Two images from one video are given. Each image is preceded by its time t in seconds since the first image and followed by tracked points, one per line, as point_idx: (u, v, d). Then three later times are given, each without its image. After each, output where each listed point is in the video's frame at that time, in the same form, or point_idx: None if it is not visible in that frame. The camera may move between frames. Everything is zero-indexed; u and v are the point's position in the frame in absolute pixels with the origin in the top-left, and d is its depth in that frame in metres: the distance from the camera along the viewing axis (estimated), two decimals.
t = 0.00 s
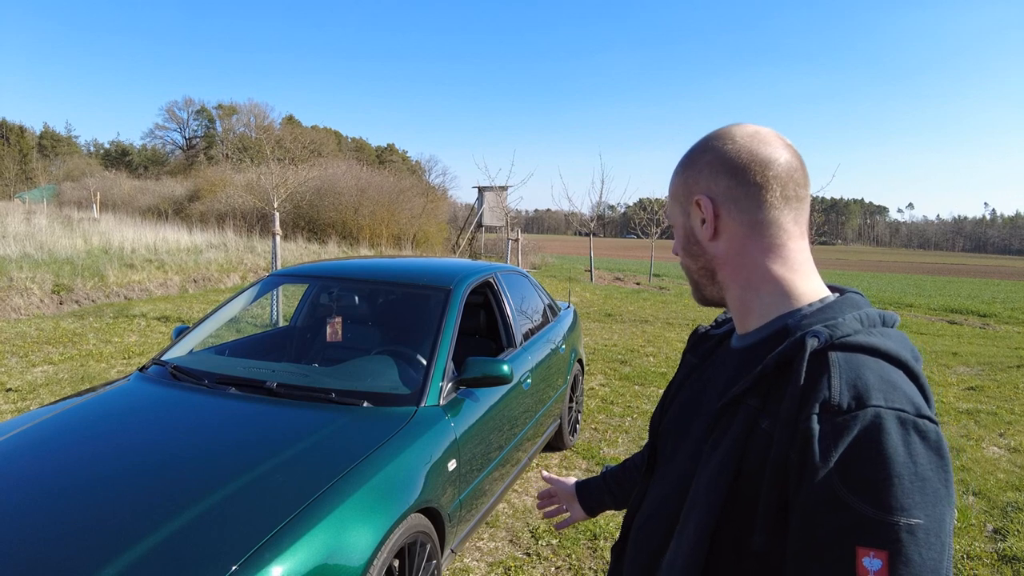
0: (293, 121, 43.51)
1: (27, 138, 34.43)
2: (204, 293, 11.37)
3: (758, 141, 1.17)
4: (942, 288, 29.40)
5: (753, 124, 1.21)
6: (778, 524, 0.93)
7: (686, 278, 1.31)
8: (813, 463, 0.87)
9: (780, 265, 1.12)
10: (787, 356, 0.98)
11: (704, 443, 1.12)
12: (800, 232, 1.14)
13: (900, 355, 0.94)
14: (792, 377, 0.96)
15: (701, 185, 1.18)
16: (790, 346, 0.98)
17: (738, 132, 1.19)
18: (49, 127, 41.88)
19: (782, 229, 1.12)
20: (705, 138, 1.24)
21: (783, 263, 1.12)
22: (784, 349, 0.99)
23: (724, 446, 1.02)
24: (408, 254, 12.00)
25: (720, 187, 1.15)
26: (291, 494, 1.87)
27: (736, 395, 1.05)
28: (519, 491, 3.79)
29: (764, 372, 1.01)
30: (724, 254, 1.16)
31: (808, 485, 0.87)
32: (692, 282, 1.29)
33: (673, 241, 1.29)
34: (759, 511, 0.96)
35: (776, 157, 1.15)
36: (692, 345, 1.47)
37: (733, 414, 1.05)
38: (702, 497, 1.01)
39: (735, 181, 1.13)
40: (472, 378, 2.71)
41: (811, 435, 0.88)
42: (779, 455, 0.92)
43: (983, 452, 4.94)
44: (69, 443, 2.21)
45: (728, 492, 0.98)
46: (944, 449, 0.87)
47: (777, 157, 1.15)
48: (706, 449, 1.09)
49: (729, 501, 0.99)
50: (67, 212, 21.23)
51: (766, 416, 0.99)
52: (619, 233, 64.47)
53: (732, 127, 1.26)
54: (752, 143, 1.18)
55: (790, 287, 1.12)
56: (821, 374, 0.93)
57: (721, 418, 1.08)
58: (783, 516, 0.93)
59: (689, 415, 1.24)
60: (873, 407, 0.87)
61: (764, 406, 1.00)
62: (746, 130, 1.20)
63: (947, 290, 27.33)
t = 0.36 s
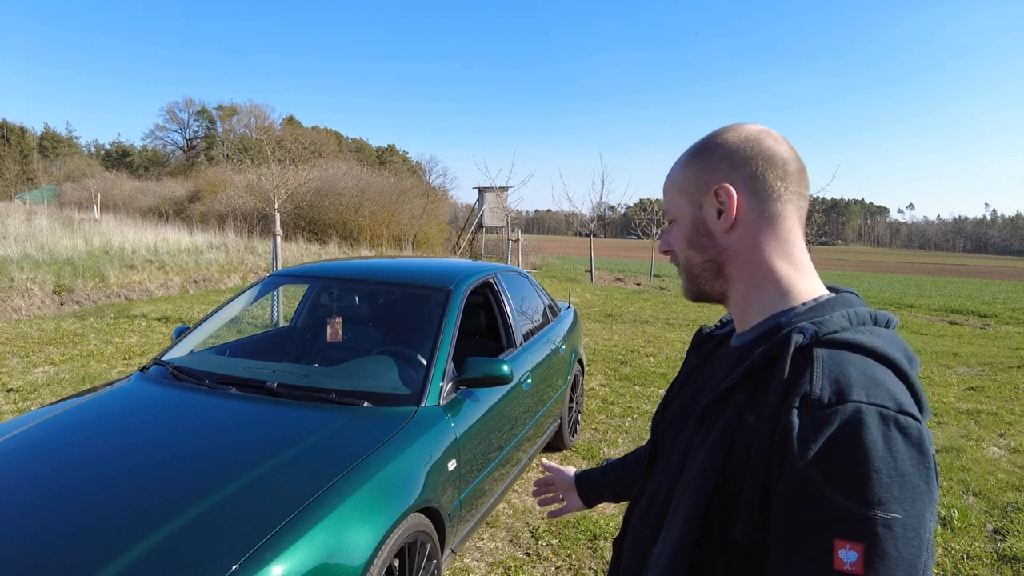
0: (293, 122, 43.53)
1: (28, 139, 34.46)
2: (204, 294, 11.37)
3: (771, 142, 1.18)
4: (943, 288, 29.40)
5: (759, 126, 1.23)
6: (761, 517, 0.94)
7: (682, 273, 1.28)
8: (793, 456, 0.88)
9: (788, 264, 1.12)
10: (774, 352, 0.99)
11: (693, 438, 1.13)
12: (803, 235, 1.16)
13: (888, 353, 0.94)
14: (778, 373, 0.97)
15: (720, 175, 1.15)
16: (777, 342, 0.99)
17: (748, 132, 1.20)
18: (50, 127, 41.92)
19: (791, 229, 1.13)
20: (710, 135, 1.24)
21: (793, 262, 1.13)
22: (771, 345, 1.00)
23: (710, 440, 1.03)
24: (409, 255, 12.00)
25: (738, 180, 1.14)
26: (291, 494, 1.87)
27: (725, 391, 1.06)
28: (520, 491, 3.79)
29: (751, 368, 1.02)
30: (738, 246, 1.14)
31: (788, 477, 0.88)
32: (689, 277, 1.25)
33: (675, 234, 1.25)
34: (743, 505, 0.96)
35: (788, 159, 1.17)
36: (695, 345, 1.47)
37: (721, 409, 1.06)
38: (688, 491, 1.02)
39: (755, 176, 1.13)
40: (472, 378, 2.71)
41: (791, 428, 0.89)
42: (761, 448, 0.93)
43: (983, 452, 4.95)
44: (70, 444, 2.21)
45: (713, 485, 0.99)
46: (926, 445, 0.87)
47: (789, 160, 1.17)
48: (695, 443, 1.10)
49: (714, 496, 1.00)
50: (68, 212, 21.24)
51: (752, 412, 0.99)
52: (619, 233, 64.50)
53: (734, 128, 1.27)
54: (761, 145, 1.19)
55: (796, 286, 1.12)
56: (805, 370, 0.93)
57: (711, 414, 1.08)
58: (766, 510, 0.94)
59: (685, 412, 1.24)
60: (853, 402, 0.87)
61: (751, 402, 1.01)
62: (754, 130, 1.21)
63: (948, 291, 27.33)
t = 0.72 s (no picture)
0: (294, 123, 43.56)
1: (29, 139, 34.55)
2: (205, 295, 11.38)
3: (770, 142, 1.19)
4: (943, 288, 29.37)
5: (755, 126, 1.23)
6: (763, 514, 0.94)
7: (681, 273, 1.26)
8: (799, 455, 0.87)
9: (790, 265, 1.14)
10: (776, 351, 0.99)
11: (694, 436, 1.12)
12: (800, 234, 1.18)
13: (888, 353, 0.95)
14: (780, 372, 0.97)
15: (727, 175, 1.15)
16: (780, 341, 0.99)
17: (746, 130, 1.21)
18: (51, 128, 41.99)
19: (793, 230, 1.15)
20: (709, 134, 1.23)
21: (794, 264, 1.14)
22: (773, 345, 1.00)
23: (712, 439, 1.03)
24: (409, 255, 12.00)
25: (746, 180, 1.14)
26: (290, 495, 1.87)
27: (726, 390, 1.07)
28: (520, 491, 3.79)
29: (753, 368, 1.03)
30: (746, 247, 1.13)
31: (792, 475, 0.88)
32: (690, 277, 1.24)
33: (677, 233, 1.23)
34: (746, 504, 0.96)
35: (788, 160, 1.18)
36: (690, 345, 1.47)
37: (723, 409, 1.06)
38: (691, 489, 1.01)
39: (761, 175, 1.13)
40: (472, 378, 2.71)
41: (795, 428, 0.89)
42: (764, 447, 0.94)
43: (983, 452, 4.95)
44: (69, 444, 2.21)
45: (716, 484, 0.99)
46: (927, 444, 0.88)
47: (788, 161, 1.18)
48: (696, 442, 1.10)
49: (715, 496, 1.00)
50: (69, 213, 21.25)
51: (754, 411, 1.00)
52: (620, 234, 64.53)
53: (728, 127, 1.27)
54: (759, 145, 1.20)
55: (798, 286, 1.14)
56: (808, 369, 0.94)
57: (712, 413, 1.09)
58: (769, 509, 0.94)
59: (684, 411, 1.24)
60: (857, 401, 0.87)
61: (752, 402, 1.01)
62: (751, 130, 1.21)
63: (948, 291, 27.34)
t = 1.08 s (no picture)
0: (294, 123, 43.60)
1: (29, 140, 34.62)
2: (205, 295, 11.39)
3: (767, 140, 1.19)
4: (944, 288, 29.37)
5: (750, 124, 1.24)
6: (764, 514, 0.94)
7: (680, 273, 1.24)
8: (799, 455, 0.87)
9: (788, 265, 1.15)
10: (777, 351, 0.99)
11: (693, 435, 1.12)
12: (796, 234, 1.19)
13: (886, 352, 0.95)
14: (780, 373, 0.97)
15: (730, 175, 1.14)
16: (780, 341, 0.99)
17: (743, 128, 1.20)
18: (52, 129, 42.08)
19: (792, 232, 1.16)
20: (707, 132, 1.23)
21: (791, 264, 1.16)
22: (774, 345, 1.00)
23: (713, 439, 1.03)
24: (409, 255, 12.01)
25: (748, 180, 1.13)
26: (290, 494, 1.87)
27: (725, 390, 1.06)
28: (519, 491, 3.79)
29: (753, 368, 1.02)
30: (747, 248, 1.13)
31: (793, 475, 0.88)
32: (689, 277, 1.22)
33: (676, 232, 1.21)
34: (746, 504, 0.96)
35: (784, 159, 1.19)
36: (684, 344, 1.47)
37: (722, 409, 1.06)
38: (691, 490, 1.01)
39: (763, 176, 1.13)
40: (471, 378, 2.71)
41: (796, 428, 0.89)
42: (764, 447, 0.94)
43: (983, 452, 4.94)
44: (68, 444, 2.21)
45: (716, 484, 0.99)
46: (926, 444, 0.88)
47: (785, 160, 1.19)
48: (695, 441, 1.10)
49: (715, 496, 1.00)
50: (69, 213, 21.28)
51: (754, 411, 1.00)
52: (620, 234, 64.56)
53: (723, 124, 1.26)
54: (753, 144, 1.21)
55: (796, 286, 1.15)
56: (808, 369, 0.94)
57: (711, 413, 1.08)
58: (769, 509, 0.94)
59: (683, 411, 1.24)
60: (858, 401, 0.87)
61: (752, 402, 1.01)
62: (747, 128, 1.21)
63: (949, 291, 27.35)
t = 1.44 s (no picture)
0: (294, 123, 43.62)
1: (30, 140, 34.68)
2: (205, 295, 11.40)
3: (753, 141, 1.18)
4: (944, 288, 29.37)
5: (740, 124, 1.22)
6: (766, 516, 0.94)
7: (675, 279, 1.27)
8: (801, 459, 0.87)
9: (782, 265, 1.14)
10: (778, 353, 0.99)
11: (694, 437, 1.12)
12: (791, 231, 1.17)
13: (887, 354, 0.95)
14: (781, 375, 0.97)
15: (710, 182, 1.15)
16: (780, 343, 0.99)
17: (728, 131, 1.20)
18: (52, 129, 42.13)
19: (784, 232, 1.14)
20: (692, 138, 1.24)
21: (786, 263, 1.14)
22: (773, 347, 1.00)
23: (714, 441, 1.03)
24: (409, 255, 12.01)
25: (728, 186, 1.14)
26: (291, 495, 1.87)
27: (726, 393, 1.06)
28: (520, 492, 3.79)
29: (753, 370, 1.02)
30: (733, 253, 1.14)
31: (795, 478, 0.88)
32: (683, 284, 1.25)
33: (667, 241, 1.24)
34: (748, 506, 0.96)
35: (773, 157, 1.17)
36: (684, 344, 1.47)
37: (723, 411, 1.06)
38: (692, 491, 1.01)
39: (745, 181, 1.13)
40: (471, 378, 2.71)
41: (798, 431, 0.89)
42: (767, 450, 0.93)
43: (984, 452, 4.93)
44: (68, 445, 2.21)
45: (719, 486, 0.99)
46: (928, 447, 0.88)
47: (774, 158, 1.17)
48: (696, 443, 1.10)
49: (718, 498, 1.00)
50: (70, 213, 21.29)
51: (755, 414, 1.00)
52: (620, 234, 64.59)
53: (713, 126, 1.26)
54: (744, 145, 1.19)
55: (791, 286, 1.14)
56: (810, 371, 0.94)
57: (712, 415, 1.08)
58: (771, 510, 0.94)
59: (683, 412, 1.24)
60: (860, 404, 0.87)
61: (753, 404, 1.01)
62: (735, 130, 1.21)
63: (950, 291, 27.35)
